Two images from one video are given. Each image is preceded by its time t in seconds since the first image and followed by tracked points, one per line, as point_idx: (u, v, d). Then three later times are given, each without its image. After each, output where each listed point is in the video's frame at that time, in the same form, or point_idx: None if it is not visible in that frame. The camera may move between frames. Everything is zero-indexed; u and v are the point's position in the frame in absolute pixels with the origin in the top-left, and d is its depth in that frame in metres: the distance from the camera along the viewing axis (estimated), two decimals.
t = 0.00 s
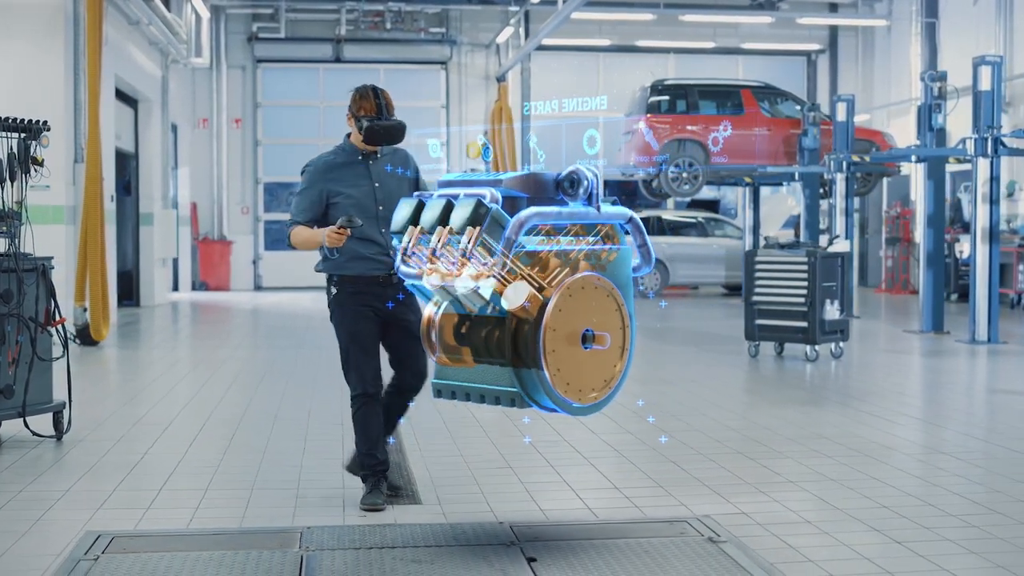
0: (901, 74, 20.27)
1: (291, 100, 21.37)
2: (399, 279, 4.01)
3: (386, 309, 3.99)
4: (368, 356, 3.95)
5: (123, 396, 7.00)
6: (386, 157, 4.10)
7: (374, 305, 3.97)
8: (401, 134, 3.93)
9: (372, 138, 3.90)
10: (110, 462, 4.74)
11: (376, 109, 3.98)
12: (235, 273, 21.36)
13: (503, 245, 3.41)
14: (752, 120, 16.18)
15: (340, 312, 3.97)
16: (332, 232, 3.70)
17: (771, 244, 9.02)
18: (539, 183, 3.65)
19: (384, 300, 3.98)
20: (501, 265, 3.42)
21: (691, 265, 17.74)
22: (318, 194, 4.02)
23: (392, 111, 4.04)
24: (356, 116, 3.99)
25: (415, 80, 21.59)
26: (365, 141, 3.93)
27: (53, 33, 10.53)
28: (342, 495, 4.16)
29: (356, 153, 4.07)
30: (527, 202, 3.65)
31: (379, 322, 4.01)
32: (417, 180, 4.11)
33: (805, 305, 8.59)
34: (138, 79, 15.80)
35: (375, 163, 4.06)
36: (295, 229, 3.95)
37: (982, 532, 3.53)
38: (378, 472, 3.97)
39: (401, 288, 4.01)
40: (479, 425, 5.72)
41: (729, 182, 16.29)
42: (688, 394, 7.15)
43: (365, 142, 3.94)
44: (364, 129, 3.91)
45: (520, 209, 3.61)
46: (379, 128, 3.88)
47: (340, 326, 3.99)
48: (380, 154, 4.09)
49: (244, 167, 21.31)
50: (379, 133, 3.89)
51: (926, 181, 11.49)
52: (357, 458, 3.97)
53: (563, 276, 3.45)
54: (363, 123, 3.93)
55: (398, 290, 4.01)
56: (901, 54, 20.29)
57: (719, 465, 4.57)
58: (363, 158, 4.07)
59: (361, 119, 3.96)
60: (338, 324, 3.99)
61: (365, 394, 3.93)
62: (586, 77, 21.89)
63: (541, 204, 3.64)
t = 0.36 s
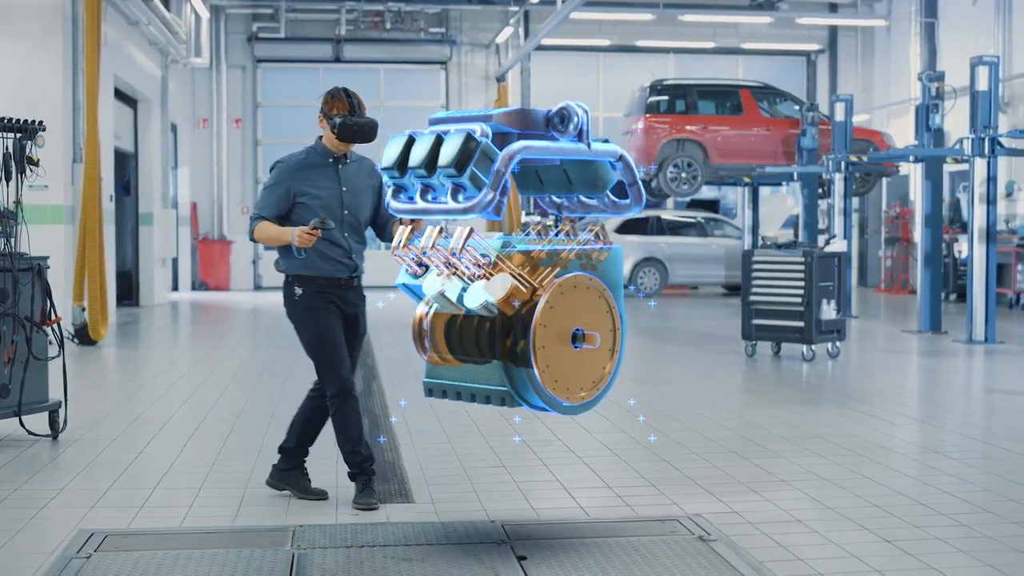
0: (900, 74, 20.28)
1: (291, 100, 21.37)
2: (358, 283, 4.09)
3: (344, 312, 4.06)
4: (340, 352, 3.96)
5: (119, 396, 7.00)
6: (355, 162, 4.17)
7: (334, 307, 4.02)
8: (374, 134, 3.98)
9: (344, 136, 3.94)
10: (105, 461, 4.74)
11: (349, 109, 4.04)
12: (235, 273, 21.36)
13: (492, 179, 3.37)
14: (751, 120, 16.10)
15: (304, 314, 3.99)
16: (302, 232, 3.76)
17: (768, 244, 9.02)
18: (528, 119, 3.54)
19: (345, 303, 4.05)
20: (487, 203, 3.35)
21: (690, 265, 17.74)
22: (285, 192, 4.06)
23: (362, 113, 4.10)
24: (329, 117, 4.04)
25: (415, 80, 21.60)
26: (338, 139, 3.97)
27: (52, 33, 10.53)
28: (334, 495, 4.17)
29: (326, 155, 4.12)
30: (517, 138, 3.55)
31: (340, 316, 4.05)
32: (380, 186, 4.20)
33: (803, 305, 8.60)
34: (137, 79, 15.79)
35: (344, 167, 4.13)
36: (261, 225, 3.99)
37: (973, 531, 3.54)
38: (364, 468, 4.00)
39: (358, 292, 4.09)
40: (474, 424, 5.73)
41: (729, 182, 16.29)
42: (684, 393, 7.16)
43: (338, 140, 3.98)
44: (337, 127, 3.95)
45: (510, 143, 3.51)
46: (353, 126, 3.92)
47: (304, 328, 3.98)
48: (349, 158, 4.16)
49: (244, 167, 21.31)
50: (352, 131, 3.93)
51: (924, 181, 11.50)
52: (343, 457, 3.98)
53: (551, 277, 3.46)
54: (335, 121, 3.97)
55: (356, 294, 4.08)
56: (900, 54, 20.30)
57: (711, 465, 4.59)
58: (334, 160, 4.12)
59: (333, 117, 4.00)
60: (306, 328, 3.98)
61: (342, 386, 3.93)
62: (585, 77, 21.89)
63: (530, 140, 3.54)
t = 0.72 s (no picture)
0: (899, 74, 20.28)
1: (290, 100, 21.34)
2: (310, 278, 4.08)
3: (293, 307, 4.05)
4: (269, 347, 3.97)
5: (117, 395, 7.01)
6: (319, 162, 4.20)
7: (282, 301, 4.01)
8: (348, 139, 3.98)
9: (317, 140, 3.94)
10: (102, 460, 4.75)
11: (325, 111, 4.04)
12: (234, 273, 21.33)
13: (510, 160, 3.44)
14: (750, 121, 16.11)
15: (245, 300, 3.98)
16: (263, 221, 3.77)
17: (765, 245, 9.03)
18: (542, 103, 3.67)
19: (293, 299, 4.04)
20: (506, 183, 3.44)
21: (688, 265, 17.75)
22: (248, 182, 4.05)
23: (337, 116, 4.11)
24: (303, 116, 4.03)
25: (414, 80, 21.58)
26: (312, 141, 3.97)
27: (51, 33, 10.53)
28: (332, 494, 4.18)
29: (293, 151, 4.12)
30: (533, 120, 3.66)
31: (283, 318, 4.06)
32: (339, 187, 4.25)
33: (800, 305, 8.60)
34: (136, 78, 15.77)
35: (310, 165, 4.15)
36: (222, 213, 3.96)
37: (967, 530, 3.55)
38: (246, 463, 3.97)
39: (310, 289, 4.09)
40: (470, 423, 5.74)
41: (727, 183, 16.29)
42: (680, 393, 7.17)
43: (312, 141, 3.97)
44: (313, 128, 3.95)
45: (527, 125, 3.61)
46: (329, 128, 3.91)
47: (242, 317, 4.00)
48: (315, 157, 4.18)
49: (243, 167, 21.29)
50: (327, 136, 3.93)
51: (921, 181, 11.52)
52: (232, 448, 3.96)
53: (546, 276, 3.47)
54: (312, 122, 3.96)
55: (306, 290, 4.07)
56: (899, 55, 20.30)
57: (707, 464, 4.60)
58: (300, 157, 4.13)
59: (310, 118, 3.99)
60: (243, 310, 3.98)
61: (257, 385, 3.95)
62: (585, 78, 21.87)
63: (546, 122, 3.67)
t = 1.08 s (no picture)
0: (899, 74, 20.28)
1: (290, 99, 21.28)
2: (268, 278, 4.07)
3: (253, 311, 4.05)
4: (215, 355, 4.02)
5: (117, 395, 7.01)
6: (269, 159, 4.18)
7: (238, 306, 4.02)
8: (294, 138, 3.95)
9: (264, 139, 3.91)
10: (101, 460, 4.76)
11: (271, 112, 4.02)
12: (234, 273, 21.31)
13: (645, 166, 3.27)
14: (749, 120, 16.14)
15: (202, 306, 4.00)
16: (223, 223, 3.77)
17: (764, 245, 9.04)
18: (668, 111, 3.37)
19: (249, 301, 4.03)
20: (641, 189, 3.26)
21: (687, 264, 17.76)
22: (197, 185, 4.04)
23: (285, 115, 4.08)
24: (249, 117, 4.01)
25: (413, 80, 21.58)
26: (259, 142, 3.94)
27: (50, 33, 10.53)
28: (331, 495, 4.18)
29: (241, 151, 4.11)
30: (659, 129, 3.36)
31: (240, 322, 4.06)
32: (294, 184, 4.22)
33: (798, 305, 8.61)
34: (135, 78, 15.76)
35: (259, 164, 4.14)
36: (174, 219, 3.96)
37: (965, 531, 3.56)
38: (190, 469, 4.05)
39: (269, 289, 4.07)
40: (468, 423, 5.75)
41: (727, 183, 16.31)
42: (679, 393, 7.18)
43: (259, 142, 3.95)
44: (258, 129, 3.92)
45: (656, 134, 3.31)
46: (272, 129, 3.88)
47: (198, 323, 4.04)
48: (265, 156, 4.16)
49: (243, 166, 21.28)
50: (273, 136, 3.89)
51: (920, 182, 11.53)
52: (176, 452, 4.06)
53: (546, 277, 3.47)
54: (257, 123, 3.94)
55: (265, 291, 4.06)
56: (899, 55, 20.31)
57: (706, 464, 4.61)
58: (248, 156, 4.12)
59: (255, 119, 3.98)
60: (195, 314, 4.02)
61: (201, 393, 4.01)
62: (585, 79, 21.85)
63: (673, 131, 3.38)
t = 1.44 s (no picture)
0: (898, 74, 20.29)
1: (290, 99, 21.30)
2: (224, 276, 4.05)
3: (211, 308, 4.04)
4: (183, 355, 4.01)
5: (117, 395, 7.02)
6: (220, 156, 4.15)
7: (193, 304, 4.01)
8: (243, 135, 3.94)
9: (211, 139, 3.90)
10: (101, 460, 4.76)
11: (217, 109, 4.01)
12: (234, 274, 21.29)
13: (683, 189, 4.11)
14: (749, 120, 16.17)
15: (161, 308, 3.99)
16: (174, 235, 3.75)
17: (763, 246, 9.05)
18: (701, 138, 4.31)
19: (207, 300, 4.03)
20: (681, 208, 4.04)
21: (686, 265, 17.76)
22: (145, 187, 4.03)
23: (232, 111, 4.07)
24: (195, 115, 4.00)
25: (413, 80, 21.56)
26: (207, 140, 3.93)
27: (49, 34, 10.54)
28: (330, 495, 4.19)
29: (189, 150, 4.09)
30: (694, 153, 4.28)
31: (200, 320, 4.05)
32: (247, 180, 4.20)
33: (798, 305, 8.61)
34: (135, 78, 15.76)
35: (209, 162, 4.11)
36: (124, 224, 3.95)
37: (965, 531, 3.56)
38: (188, 470, 4.05)
39: (226, 287, 4.06)
40: (467, 424, 5.76)
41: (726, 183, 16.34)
42: (679, 393, 7.18)
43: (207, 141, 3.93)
44: (205, 128, 3.91)
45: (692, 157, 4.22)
46: (219, 127, 3.88)
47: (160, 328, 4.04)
48: (215, 153, 4.14)
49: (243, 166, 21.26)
50: (220, 134, 3.87)
51: (920, 182, 11.53)
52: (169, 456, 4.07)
53: (545, 278, 3.48)
54: (204, 122, 3.93)
55: (223, 289, 4.05)
56: (898, 55, 20.31)
57: (705, 464, 4.61)
58: (197, 155, 4.10)
59: (201, 117, 3.96)
60: (155, 321, 4.02)
61: (180, 395, 4.00)
62: (585, 79, 21.84)
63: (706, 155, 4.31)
